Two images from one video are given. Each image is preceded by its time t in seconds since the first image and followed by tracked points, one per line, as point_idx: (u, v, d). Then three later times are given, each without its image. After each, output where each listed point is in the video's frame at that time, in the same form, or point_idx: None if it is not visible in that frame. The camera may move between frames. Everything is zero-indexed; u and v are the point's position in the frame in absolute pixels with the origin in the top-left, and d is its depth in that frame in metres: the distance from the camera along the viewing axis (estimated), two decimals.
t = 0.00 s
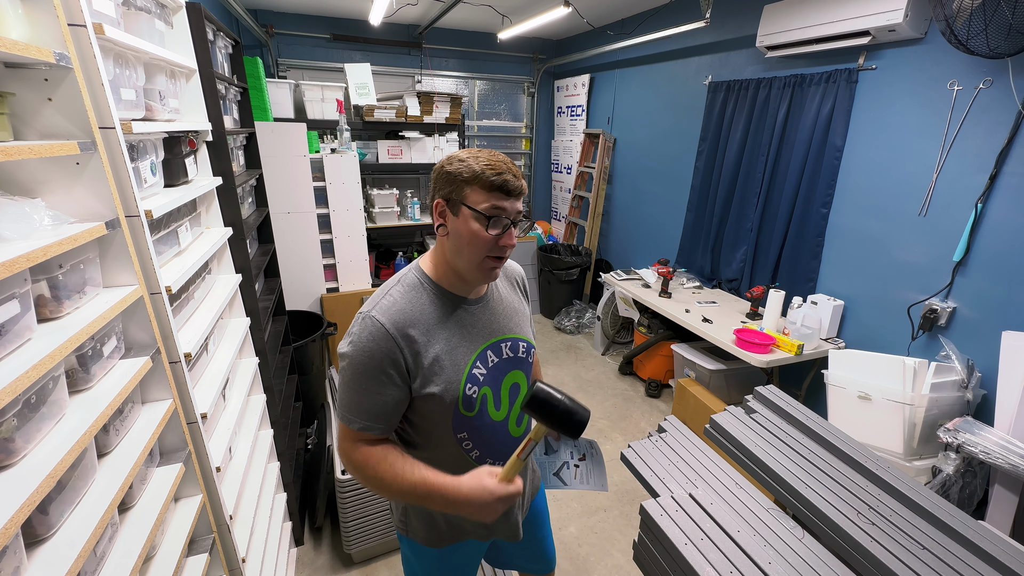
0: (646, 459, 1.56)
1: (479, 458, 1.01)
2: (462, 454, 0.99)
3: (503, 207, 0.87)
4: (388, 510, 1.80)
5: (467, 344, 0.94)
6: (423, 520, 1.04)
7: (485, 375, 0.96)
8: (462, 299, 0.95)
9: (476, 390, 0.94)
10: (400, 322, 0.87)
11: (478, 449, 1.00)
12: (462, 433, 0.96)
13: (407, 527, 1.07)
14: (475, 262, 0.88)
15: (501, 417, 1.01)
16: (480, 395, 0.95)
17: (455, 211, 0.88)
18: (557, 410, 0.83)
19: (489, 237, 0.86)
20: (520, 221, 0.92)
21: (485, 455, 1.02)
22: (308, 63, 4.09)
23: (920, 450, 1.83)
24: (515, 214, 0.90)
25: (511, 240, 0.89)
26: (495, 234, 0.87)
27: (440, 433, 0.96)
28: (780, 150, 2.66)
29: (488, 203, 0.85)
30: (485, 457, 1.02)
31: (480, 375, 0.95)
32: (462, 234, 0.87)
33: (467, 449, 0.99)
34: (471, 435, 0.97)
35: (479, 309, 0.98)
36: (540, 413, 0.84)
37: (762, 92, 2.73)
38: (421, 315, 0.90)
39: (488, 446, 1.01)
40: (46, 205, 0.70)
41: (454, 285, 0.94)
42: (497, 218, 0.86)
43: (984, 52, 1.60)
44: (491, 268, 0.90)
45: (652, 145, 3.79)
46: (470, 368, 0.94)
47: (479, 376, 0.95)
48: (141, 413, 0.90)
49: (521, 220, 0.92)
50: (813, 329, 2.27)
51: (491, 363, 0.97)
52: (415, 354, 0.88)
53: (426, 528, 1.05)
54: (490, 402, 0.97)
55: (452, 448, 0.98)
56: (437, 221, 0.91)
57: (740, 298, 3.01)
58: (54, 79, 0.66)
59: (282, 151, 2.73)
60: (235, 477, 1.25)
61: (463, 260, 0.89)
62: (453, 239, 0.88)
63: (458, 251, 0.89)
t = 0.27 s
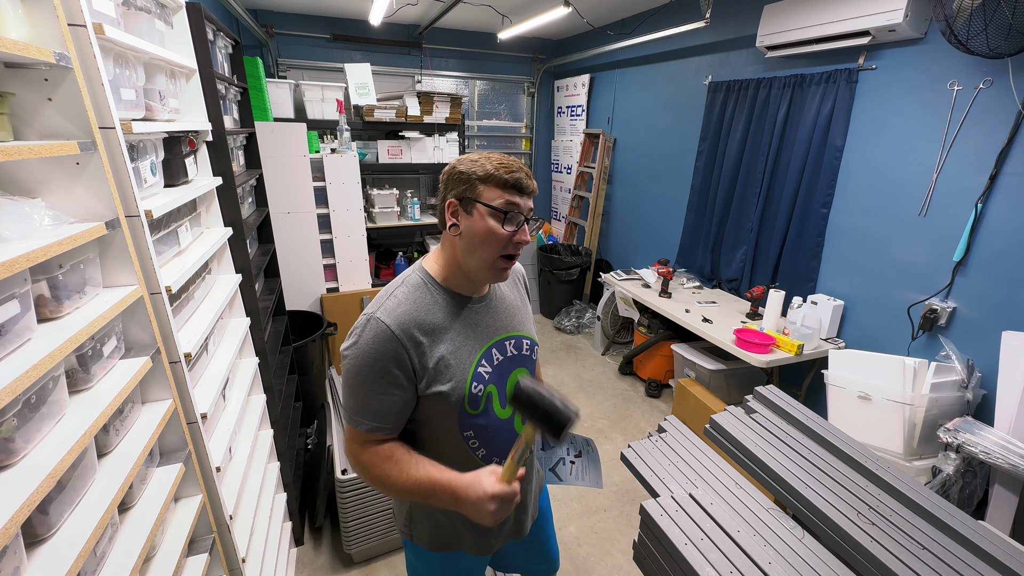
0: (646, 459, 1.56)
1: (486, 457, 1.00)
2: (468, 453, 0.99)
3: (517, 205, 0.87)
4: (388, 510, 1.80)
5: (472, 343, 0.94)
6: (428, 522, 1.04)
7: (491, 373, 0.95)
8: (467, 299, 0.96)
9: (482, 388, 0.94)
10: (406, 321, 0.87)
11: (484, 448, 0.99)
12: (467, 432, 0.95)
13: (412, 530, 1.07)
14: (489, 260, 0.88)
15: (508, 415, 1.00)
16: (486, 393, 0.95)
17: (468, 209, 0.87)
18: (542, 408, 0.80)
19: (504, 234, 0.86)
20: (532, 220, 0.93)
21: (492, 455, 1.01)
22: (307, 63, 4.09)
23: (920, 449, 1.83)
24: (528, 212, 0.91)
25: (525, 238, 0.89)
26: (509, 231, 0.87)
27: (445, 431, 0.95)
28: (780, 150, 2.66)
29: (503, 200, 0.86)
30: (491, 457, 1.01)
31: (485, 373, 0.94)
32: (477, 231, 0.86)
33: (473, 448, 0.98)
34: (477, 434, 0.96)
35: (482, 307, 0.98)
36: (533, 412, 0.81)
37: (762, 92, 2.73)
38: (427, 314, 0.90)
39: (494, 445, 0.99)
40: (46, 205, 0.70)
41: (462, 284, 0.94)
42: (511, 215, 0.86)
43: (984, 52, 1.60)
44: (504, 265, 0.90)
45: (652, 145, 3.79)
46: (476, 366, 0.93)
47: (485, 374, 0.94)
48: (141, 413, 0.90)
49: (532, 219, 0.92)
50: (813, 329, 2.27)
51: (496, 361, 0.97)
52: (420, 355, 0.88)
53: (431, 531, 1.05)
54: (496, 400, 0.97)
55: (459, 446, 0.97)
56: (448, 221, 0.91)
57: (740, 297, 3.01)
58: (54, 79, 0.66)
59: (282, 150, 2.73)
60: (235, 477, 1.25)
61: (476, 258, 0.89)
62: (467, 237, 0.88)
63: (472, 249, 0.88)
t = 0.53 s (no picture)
0: (646, 459, 1.56)
1: (491, 452, 0.99)
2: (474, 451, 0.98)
3: (525, 214, 0.87)
4: (388, 510, 1.80)
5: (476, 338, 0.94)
6: (432, 522, 1.04)
7: (495, 367, 0.96)
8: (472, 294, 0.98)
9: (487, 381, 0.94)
10: (410, 314, 0.87)
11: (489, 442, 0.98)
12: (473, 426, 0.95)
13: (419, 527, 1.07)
14: (494, 266, 0.89)
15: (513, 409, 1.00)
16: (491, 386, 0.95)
17: (476, 215, 0.87)
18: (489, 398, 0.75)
19: (510, 243, 0.87)
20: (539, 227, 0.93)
21: (498, 450, 0.99)
22: (308, 63, 4.09)
23: (920, 449, 1.83)
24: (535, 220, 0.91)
25: (530, 246, 0.90)
26: (516, 240, 0.87)
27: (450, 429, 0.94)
28: (780, 150, 2.66)
29: (511, 209, 0.86)
30: (497, 452, 0.99)
31: (489, 367, 0.95)
32: (483, 239, 0.87)
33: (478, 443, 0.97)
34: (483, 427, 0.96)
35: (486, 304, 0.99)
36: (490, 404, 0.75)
37: (762, 92, 2.73)
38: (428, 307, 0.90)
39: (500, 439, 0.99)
40: (46, 205, 0.70)
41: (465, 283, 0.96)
42: (518, 225, 0.86)
43: (984, 51, 1.60)
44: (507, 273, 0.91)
45: (652, 145, 3.79)
46: (481, 359, 0.94)
47: (490, 368, 0.95)
48: (141, 413, 0.90)
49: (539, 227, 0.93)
50: (813, 329, 2.28)
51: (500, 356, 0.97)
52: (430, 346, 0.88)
53: (435, 531, 1.04)
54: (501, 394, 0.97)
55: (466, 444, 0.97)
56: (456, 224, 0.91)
57: (740, 297, 3.01)
58: (54, 79, 0.66)
59: (282, 150, 2.73)
60: (235, 477, 1.25)
61: (482, 263, 0.90)
62: (473, 243, 0.88)
63: (478, 254, 0.89)
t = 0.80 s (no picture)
0: (646, 459, 1.56)
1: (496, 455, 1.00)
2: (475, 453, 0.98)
3: (543, 237, 0.87)
4: (388, 510, 1.80)
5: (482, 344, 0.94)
6: (433, 523, 1.04)
7: (501, 373, 0.95)
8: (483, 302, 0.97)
9: (493, 387, 0.94)
10: (416, 319, 0.87)
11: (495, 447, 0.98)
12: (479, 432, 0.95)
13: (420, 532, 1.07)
14: (503, 282, 0.89)
15: (520, 414, 1.00)
16: (497, 392, 0.95)
17: (495, 229, 0.87)
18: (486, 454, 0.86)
19: (524, 263, 0.86)
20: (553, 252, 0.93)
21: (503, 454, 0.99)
22: (308, 63, 4.09)
23: (920, 449, 1.83)
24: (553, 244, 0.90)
25: (542, 270, 0.90)
26: (529, 261, 0.87)
27: (454, 432, 0.94)
28: (781, 150, 2.66)
29: (531, 229, 0.85)
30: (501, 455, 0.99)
31: (496, 372, 0.95)
32: (498, 254, 0.86)
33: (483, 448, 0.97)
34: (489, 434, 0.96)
35: (494, 308, 0.98)
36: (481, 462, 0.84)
37: (762, 92, 2.73)
38: (434, 311, 0.89)
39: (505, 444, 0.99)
40: (46, 205, 0.70)
41: (473, 293, 0.94)
42: (535, 248, 0.86)
43: (984, 51, 1.60)
44: (516, 290, 0.91)
45: (652, 146, 3.79)
46: (486, 366, 0.94)
47: (495, 373, 0.95)
48: (141, 413, 0.90)
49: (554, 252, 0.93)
50: (813, 329, 2.28)
51: (506, 361, 0.97)
52: (428, 355, 0.88)
53: (435, 531, 1.05)
54: (507, 399, 0.97)
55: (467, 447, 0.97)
56: (473, 234, 0.90)
57: (740, 297, 3.01)
58: (54, 79, 0.66)
59: (282, 150, 2.73)
60: (235, 477, 1.25)
61: (491, 277, 0.89)
62: (486, 256, 0.87)
63: (489, 268, 0.88)
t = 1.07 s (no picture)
0: (646, 459, 1.56)
1: (488, 454, 0.99)
2: (470, 450, 0.98)
3: (516, 220, 0.84)
4: (388, 510, 1.80)
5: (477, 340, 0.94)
6: (429, 516, 1.05)
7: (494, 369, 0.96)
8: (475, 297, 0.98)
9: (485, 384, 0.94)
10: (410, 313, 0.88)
11: (487, 445, 0.98)
12: (470, 429, 0.95)
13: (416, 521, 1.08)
14: (482, 271, 0.88)
15: (512, 413, 1.00)
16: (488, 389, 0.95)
17: (469, 219, 0.86)
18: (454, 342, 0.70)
19: (497, 249, 0.84)
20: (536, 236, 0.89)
21: (494, 451, 0.99)
22: (308, 63, 4.09)
23: (920, 449, 1.83)
24: (530, 229, 0.87)
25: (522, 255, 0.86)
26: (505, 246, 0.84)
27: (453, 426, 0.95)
28: (780, 150, 2.66)
29: (501, 216, 0.84)
30: (493, 454, 0.99)
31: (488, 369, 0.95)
32: (473, 244, 0.86)
33: (475, 445, 0.97)
34: (480, 430, 0.96)
35: (489, 304, 1.00)
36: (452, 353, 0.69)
37: (762, 92, 2.73)
38: (429, 306, 0.91)
39: (497, 441, 0.99)
40: (46, 205, 0.70)
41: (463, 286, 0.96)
42: (507, 232, 0.84)
43: (984, 51, 1.60)
44: (499, 278, 0.88)
45: (652, 146, 3.79)
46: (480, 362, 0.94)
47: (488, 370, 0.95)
48: (141, 413, 0.90)
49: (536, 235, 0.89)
50: (813, 329, 2.27)
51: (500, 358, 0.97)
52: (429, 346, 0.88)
53: (430, 525, 1.05)
54: (499, 397, 0.97)
55: (462, 443, 0.97)
56: (454, 228, 0.91)
57: (740, 297, 3.01)
58: (54, 79, 0.66)
59: (282, 150, 2.73)
60: (235, 477, 1.25)
61: (472, 266, 0.89)
62: (465, 245, 0.88)
63: (469, 258, 0.88)
